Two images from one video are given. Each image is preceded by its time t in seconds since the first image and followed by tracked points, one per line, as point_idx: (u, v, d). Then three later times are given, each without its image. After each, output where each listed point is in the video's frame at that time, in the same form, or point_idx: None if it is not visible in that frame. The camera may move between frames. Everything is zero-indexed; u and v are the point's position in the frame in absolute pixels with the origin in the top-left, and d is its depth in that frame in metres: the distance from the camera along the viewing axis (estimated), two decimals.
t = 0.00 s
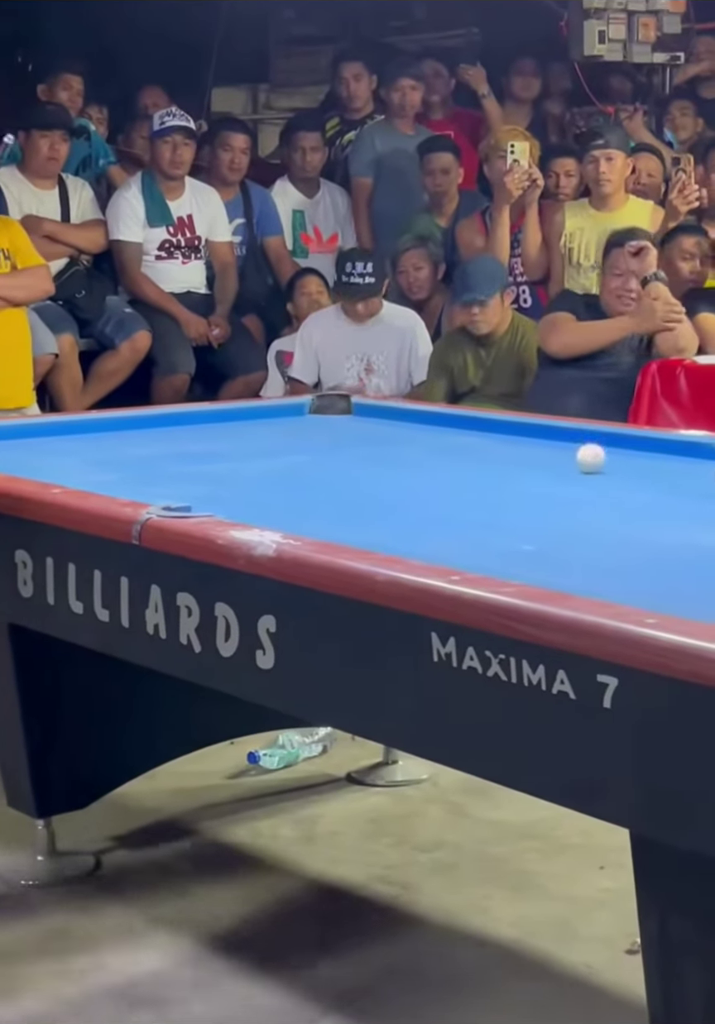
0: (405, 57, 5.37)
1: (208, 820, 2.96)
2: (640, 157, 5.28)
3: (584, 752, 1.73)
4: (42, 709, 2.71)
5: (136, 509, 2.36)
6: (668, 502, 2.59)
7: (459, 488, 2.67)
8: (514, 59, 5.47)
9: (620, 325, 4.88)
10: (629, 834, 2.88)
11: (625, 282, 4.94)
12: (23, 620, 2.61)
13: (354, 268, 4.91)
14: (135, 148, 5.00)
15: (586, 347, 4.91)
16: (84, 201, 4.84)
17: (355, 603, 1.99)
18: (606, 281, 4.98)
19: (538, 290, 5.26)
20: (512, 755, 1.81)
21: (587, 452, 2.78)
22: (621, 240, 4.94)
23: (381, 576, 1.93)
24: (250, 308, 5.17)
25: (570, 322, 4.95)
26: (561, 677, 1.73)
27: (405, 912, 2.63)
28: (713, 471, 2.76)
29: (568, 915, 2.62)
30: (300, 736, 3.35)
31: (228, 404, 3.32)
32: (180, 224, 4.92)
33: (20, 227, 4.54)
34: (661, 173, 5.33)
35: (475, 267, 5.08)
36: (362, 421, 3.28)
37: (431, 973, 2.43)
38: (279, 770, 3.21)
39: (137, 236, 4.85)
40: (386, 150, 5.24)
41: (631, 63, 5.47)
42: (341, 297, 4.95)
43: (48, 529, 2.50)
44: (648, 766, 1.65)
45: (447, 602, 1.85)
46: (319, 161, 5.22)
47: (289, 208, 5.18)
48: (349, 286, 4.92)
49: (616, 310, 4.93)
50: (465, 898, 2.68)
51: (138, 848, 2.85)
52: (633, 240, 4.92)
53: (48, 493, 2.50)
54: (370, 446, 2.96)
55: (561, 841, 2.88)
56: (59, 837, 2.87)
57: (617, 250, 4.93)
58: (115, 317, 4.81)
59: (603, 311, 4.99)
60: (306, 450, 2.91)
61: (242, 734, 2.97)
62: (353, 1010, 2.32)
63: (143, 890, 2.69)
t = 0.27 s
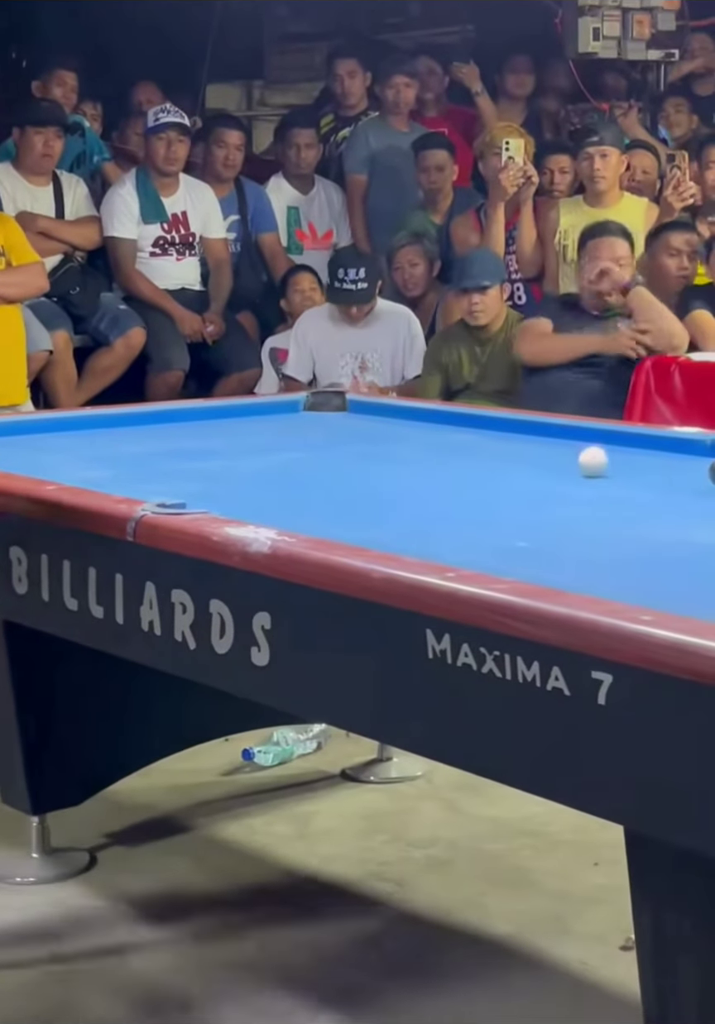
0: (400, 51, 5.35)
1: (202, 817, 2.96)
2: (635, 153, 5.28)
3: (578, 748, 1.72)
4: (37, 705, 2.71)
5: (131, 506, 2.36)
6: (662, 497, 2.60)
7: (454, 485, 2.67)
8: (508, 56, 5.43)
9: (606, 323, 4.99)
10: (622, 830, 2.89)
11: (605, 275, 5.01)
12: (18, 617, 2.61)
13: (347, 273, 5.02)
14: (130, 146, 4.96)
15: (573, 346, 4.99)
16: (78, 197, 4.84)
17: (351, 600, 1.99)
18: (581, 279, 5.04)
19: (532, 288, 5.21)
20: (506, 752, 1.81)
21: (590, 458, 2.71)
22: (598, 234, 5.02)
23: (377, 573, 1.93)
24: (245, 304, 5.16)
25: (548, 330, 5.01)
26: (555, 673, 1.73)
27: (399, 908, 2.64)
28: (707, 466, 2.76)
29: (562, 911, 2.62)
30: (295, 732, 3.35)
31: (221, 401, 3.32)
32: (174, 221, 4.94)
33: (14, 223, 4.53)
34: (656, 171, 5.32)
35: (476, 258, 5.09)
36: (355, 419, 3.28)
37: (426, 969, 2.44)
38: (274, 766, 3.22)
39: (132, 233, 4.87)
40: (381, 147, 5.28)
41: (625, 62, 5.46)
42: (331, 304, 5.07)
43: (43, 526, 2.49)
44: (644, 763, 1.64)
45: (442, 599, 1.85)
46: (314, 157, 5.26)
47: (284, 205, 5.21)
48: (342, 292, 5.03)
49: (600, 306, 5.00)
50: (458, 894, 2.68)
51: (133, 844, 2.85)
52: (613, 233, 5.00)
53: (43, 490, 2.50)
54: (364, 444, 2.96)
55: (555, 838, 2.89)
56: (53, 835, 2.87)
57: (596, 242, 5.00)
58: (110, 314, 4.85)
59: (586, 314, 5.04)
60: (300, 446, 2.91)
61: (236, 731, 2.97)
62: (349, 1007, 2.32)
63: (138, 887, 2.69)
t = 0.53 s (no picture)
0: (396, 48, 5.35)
1: (197, 812, 2.97)
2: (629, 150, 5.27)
3: (570, 744, 1.73)
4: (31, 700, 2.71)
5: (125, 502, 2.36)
6: (657, 494, 2.60)
7: (448, 481, 2.67)
8: (502, 51, 5.33)
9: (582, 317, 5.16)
10: (615, 825, 2.89)
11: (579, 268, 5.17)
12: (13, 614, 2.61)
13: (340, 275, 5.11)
14: (125, 142, 4.93)
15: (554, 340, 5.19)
16: (73, 193, 4.85)
17: (346, 595, 1.99)
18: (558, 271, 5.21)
19: (527, 285, 5.26)
20: (499, 747, 1.81)
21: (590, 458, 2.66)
22: (573, 226, 5.17)
23: (371, 568, 1.94)
24: (240, 299, 5.14)
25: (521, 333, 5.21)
26: (549, 669, 1.74)
27: (393, 902, 2.64)
28: (701, 463, 2.76)
29: (555, 905, 2.63)
30: (289, 728, 3.36)
31: (215, 397, 3.32)
32: (169, 217, 4.95)
33: (9, 219, 4.53)
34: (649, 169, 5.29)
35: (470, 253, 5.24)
36: (349, 415, 3.28)
37: (417, 964, 2.44)
38: (268, 761, 3.22)
39: (126, 229, 4.89)
40: (375, 143, 5.30)
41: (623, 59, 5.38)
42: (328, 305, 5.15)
43: (38, 522, 2.50)
44: (636, 759, 1.65)
45: (437, 595, 1.86)
46: (309, 154, 5.26)
47: (278, 202, 5.21)
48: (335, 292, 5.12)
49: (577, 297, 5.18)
50: (452, 888, 2.69)
51: (128, 839, 2.86)
52: (588, 224, 5.15)
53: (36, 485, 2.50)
54: (358, 439, 2.97)
55: (547, 832, 2.90)
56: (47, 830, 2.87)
57: (571, 235, 5.15)
58: (104, 310, 4.84)
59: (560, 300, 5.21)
60: (295, 442, 2.91)
61: (231, 726, 2.98)
62: (343, 1000, 2.33)
63: (132, 882, 2.70)
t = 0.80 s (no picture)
0: (390, 49, 5.37)
1: (194, 807, 2.98)
2: (625, 149, 5.19)
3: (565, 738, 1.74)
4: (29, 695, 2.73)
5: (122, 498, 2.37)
6: (652, 490, 2.61)
7: (443, 478, 2.69)
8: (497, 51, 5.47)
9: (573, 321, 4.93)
10: (609, 820, 2.91)
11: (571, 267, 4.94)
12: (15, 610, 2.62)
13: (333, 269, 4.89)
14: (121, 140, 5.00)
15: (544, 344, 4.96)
16: (70, 190, 4.85)
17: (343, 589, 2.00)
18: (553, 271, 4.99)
19: (523, 282, 5.21)
20: (494, 740, 1.83)
21: (594, 463, 2.62)
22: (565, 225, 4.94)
23: (367, 562, 1.95)
24: (236, 297, 5.17)
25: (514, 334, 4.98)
26: (544, 663, 1.75)
27: (389, 896, 2.66)
28: (695, 459, 2.77)
29: (550, 900, 2.64)
30: (285, 723, 3.37)
31: (212, 394, 3.34)
32: (166, 214, 4.92)
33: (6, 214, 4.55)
34: (646, 166, 5.22)
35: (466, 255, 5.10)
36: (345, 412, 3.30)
37: (415, 958, 2.45)
38: (264, 756, 3.24)
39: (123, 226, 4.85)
40: (371, 141, 5.27)
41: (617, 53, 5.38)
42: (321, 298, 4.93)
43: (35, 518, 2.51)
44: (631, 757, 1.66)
45: (434, 590, 1.87)
46: (305, 151, 5.25)
47: (275, 199, 5.19)
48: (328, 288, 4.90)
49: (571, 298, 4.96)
50: (447, 883, 2.70)
51: (125, 834, 2.87)
52: (579, 222, 4.92)
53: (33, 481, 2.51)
54: (353, 436, 2.98)
55: (542, 827, 2.91)
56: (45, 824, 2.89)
57: (563, 235, 4.92)
58: (101, 306, 4.86)
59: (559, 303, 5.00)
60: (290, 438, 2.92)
61: (228, 721, 2.99)
62: (340, 993, 2.34)
63: (130, 875, 2.71)
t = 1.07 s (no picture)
0: (387, 49, 5.42)
1: (192, 802, 3.00)
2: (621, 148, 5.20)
3: (562, 734, 1.75)
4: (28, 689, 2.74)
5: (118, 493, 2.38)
6: (649, 488, 2.62)
7: (440, 475, 2.70)
8: (492, 51, 5.47)
9: (568, 315, 4.84)
10: (605, 816, 2.92)
11: (563, 267, 4.84)
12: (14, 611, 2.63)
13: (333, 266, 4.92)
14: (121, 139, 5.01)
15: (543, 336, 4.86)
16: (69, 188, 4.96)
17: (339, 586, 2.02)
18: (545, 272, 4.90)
19: (520, 281, 5.15)
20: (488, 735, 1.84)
21: (596, 466, 2.60)
22: (557, 225, 4.85)
23: (366, 560, 1.97)
24: (236, 296, 5.18)
25: (516, 329, 4.88)
26: (540, 660, 1.76)
27: (386, 891, 2.67)
28: (691, 457, 2.79)
29: (546, 896, 2.66)
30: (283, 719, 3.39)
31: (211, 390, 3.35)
32: (164, 212, 4.94)
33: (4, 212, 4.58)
34: (641, 165, 5.23)
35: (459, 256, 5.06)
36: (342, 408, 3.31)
37: (412, 953, 2.47)
38: (262, 751, 3.26)
39: (121, 224, 4.88)
40: (370, 141, 5.29)
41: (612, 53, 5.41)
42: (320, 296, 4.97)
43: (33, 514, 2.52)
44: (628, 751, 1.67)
45: (431, 588, 1.88)
46: (304, 149, 5.29)
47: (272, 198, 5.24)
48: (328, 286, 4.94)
49: (563, 292, 4.86)
50: (445, 878, 2.72)
51: (125, 828, 2.89)
52: (571, 223, 4.84)
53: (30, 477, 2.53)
54: (350, 433, 2.99)
55: (538, 822, 2.93)
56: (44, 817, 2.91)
57: (554, 234, 4.84)
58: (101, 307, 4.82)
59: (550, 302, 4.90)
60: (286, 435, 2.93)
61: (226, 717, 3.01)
62: (338, 988, 2.35)
63: (129, 871, 2.73)
